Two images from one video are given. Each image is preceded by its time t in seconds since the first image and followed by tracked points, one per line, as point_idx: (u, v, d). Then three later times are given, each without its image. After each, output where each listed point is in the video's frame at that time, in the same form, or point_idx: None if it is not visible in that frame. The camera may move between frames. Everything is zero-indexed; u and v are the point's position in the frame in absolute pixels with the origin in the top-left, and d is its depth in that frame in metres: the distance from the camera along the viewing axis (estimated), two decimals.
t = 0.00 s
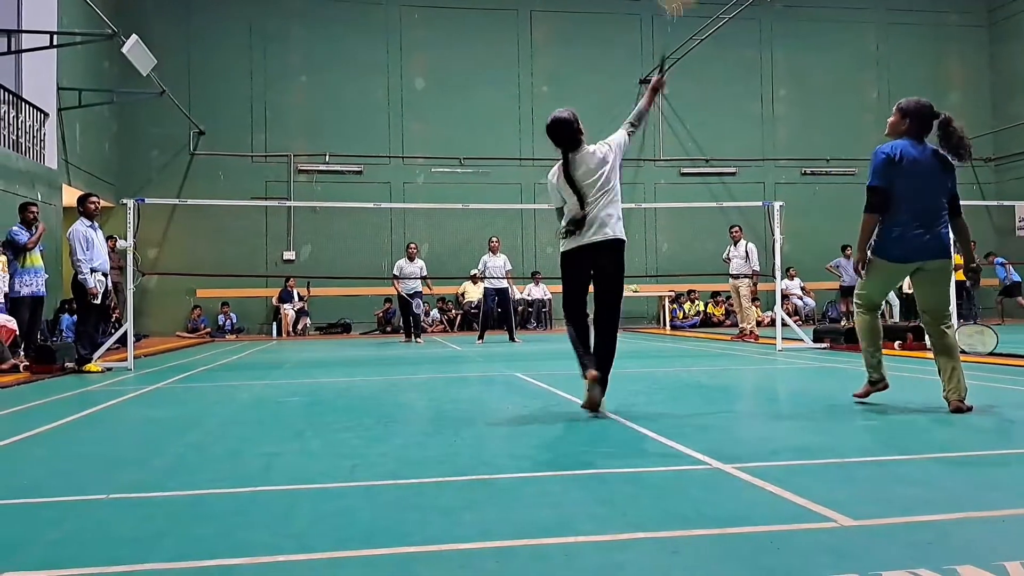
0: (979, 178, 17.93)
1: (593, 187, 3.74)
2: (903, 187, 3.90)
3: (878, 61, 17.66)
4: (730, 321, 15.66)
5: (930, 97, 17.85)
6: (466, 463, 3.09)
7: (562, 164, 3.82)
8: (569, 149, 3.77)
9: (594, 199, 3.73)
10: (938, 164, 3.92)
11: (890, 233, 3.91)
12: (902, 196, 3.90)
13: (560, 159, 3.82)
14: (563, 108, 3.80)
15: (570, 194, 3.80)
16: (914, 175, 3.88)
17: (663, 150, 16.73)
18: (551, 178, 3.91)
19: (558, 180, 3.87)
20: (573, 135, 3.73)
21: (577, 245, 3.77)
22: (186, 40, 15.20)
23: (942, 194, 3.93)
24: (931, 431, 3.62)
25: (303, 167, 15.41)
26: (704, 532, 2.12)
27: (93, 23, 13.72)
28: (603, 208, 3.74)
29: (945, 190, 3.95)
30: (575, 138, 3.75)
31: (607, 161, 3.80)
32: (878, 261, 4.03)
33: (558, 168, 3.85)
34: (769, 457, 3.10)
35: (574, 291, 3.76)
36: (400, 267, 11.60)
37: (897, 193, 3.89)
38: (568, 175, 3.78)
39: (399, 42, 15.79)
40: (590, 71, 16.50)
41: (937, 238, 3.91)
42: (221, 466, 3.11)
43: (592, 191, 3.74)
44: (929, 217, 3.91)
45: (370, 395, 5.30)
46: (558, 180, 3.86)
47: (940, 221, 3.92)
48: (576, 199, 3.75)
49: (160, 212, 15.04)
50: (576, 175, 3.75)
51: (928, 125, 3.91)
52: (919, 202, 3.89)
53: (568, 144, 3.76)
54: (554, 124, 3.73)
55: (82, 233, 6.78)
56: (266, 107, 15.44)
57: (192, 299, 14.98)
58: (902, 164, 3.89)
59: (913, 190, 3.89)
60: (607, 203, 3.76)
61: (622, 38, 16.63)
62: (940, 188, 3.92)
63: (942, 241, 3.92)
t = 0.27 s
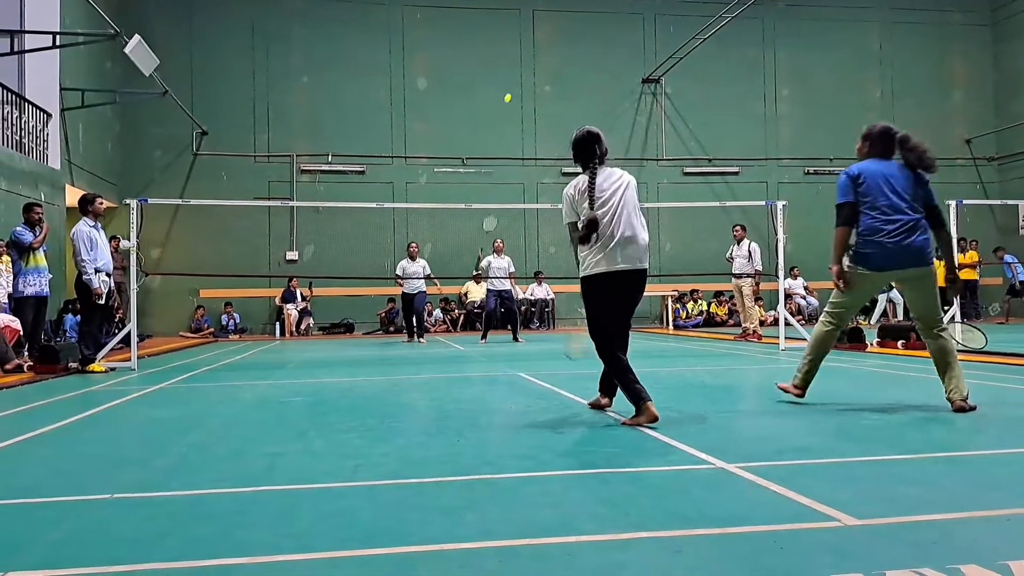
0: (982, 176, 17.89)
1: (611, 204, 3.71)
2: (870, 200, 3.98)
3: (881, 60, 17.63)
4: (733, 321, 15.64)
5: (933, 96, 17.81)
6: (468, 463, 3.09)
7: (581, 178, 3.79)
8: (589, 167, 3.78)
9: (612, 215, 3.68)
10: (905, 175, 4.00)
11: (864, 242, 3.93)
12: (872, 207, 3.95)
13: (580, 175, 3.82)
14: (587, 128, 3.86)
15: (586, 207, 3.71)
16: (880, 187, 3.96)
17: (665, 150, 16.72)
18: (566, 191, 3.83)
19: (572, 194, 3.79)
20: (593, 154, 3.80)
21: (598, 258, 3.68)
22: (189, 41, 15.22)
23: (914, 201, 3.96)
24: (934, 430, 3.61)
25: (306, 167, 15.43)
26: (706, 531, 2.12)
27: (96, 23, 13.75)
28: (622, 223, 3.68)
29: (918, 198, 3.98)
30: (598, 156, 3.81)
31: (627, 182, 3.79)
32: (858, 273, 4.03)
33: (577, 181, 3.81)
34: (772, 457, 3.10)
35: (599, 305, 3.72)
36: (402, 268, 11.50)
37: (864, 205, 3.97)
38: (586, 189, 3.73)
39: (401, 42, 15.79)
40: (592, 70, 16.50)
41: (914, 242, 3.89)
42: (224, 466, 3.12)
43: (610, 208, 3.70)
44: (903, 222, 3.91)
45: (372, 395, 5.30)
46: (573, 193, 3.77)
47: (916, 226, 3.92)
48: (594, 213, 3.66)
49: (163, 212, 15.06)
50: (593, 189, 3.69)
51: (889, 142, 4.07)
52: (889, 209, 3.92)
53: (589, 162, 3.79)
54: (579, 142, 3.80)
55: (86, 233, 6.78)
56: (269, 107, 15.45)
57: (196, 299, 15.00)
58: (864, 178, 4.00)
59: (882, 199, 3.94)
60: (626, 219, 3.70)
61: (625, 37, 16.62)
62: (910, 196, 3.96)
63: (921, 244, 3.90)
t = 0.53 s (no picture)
0: (985, 176, 17.87)
1: (613, 196, 3.74)
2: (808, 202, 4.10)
3: (883, 58, 17.60)
4: (735, 320, 15.63)
5: (936, 95, 17.79)
6: (469, 463, 3.09)
7: (581, 169, 3.80)
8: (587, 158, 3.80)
9: (615, 206, 3.72)
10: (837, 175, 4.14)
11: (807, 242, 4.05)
12: (809, 208, 4.09)
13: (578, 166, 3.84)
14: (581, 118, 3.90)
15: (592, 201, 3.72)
16: (818, 189, 4.08)
17: (667, 149, 16.71)
18: (563, 180, 3.82)
19: (573, 185, 3.78)
20: (592, 145, 3.80)
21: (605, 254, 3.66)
22: (190, 41, 15.23)
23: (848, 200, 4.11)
24: (937, 429, 3.61)
25: (308, 168, 15.43)
26: (709, 531, 2.12)
27: (99, 24, 13.77)
28: (624, 215, 3.73)
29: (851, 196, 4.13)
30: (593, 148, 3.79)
31: (625, 174, 3.84)
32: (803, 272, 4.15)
33: (575, 172, 3.81)
34: (774, 456, 3.10)
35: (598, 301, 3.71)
36: (403, 269, 11.57)
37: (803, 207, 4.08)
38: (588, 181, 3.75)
39: (403, 42, 15.80)
40: (594, 70, 16.49)
41: (854, 239, 4.04)
42: (227, 466, 3.12)
43: (612, 199, 3.73)
44: (840, 221, 4.06)
45: (375, 394, 5.30)
46: (575, 184, 3.77)
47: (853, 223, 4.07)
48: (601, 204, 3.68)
49: (166, 212, 15.07)
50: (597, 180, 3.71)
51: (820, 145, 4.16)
52: (828, 210, 4.06)
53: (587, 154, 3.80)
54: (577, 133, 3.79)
55: (90, 233, 6.78)
56: (271, 107, 15.46)
57: (198, 299, 15.02)
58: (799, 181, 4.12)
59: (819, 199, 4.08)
60: (627, 211, 3.76)
61: (627, 36, 16.61)
62: (844, 195, 4.11)
63: (860, 241, 4.04)
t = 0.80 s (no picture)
0: (987, 176, 17.88)
1: (599, 193, 3.80)
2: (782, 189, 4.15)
3: (885, 58, 17.60)
4: (736, 320, 15.62)
5: (938, 95, 17.78)
6: (470, 462, 3.08)
7: (567, 164, 3.85)
8: (573, 154, 3.84)
9: (600, 203, 3.79)
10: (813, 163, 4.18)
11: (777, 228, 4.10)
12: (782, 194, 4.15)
13: (564, 161, 3.88)
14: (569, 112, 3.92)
15: (577, 197, 3.78)
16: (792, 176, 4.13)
17: (670, 149, 16.69)
18: (549, 174, 3.87)
19: (559, 179, 3.84)
20: (578, 141, 3.84)
21: (587, 250, 3.75)
22: (193, 40, 15.23)
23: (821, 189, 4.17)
24: (939, 429, 3.60)
25: (310, 167, 15.42)
26: (709, 531, 2.11)
27: (101, 22, 13.77)
28: (609, 212, 3.81)
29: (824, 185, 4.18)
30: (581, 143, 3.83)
31: (612, 170, 3.89)
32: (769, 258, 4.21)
33: (562, 166, 3.86)
34: (776, 456, 3.10)
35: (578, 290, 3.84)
36: (402, 268, 11.56)
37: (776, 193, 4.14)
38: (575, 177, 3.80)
39: (406, 41, 15.80)
40: (596, 69, 16.48)
41: (824, 228, 4.10)
42: (228, 465, 3.12)
43: (598, 196, 3.79)
44: (811, 210, 4.12)
45: (376, 393, 5.30)
46: (561, 179, 3.83)
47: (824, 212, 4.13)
48: (586, 201, 3.75)
49: (168, 211, 15.07)
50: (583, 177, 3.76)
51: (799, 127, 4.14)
52: (800, 198, 4.12)
53: (573, 149, 3.84)
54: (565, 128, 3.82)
55: (92, 232, 6.79)
56: (273, 106, 15.46)
57: (200, 297, 15.04)
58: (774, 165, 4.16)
59: (792, 186, 4.13)
60: (612, 209, 3.84)
61: (629, 35, 16.61)
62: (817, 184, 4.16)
63: (828, 231, 4.11)
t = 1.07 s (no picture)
0: (987, 175, 17.88)
1: (573, 191, 3.96)
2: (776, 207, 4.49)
3: (886, 58, 17.59)
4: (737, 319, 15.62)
5: (939, 95, 17.77)
6: (471, 461, 3.09)
7: (544, 164, 4.03)
8: (550, 154, 4.02)
9: (574, 201, 3.95)
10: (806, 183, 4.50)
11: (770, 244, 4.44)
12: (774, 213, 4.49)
13: (543, 160, 4.07)
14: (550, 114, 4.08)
15: (551, 195, 3.96)
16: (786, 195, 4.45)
17: (671, 148, 16.69)
18: (526, 173, 4.06)
19: (534, 178, 4.03)
20: (556, 141, 4.01)
21: (557, 248, 3.94)
22: (194, 39, 15.23)
23: (813, 208, 4.49)
24: (939, 429, 3.61)
25: (311, 166, 15.42)
26: (709, 530, 2.12)
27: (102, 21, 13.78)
28: (582, 210, 3.97)
29: (817, 204, 4.50)
30: (557, 143, 3.99)
31: (588, 169, 4.04)
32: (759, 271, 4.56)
33: (538, 165, 4.05)
34: (776, 455, 3.10)
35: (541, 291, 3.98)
36: (412, 266, 11.56)
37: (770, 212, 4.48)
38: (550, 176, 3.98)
39: (407, 40, 15.80)
40: (598, 68, 16.47)
41: (813, 247, 4.45)
42: (229, 464, 3.12)
43: (572, 195, 3.95)
44: (802, 230, 4.45)
45: (377, 393, 5.30)
46: (537, 178, 4.01)
47: (814, 231, 4.46)
48: (560, 199, 3.92)
49: (169, 209, 15.08)
50: (557, 176, 3.94)
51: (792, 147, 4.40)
52: (792, 217, 4.45)
53: (551, 149, 4.02)
54: (542, 127, 4.00)
55: (91, 231, 6.80)
56: (274, 105, 15.45)
57: (201, 296, 15.03)
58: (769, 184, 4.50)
59: (784, 206, 4.47)
60: (586, 207, 4.00)
61: (630, 34, 16.61)
62: (810, 205, 4.47)
63: (816, 249, 4.45)
